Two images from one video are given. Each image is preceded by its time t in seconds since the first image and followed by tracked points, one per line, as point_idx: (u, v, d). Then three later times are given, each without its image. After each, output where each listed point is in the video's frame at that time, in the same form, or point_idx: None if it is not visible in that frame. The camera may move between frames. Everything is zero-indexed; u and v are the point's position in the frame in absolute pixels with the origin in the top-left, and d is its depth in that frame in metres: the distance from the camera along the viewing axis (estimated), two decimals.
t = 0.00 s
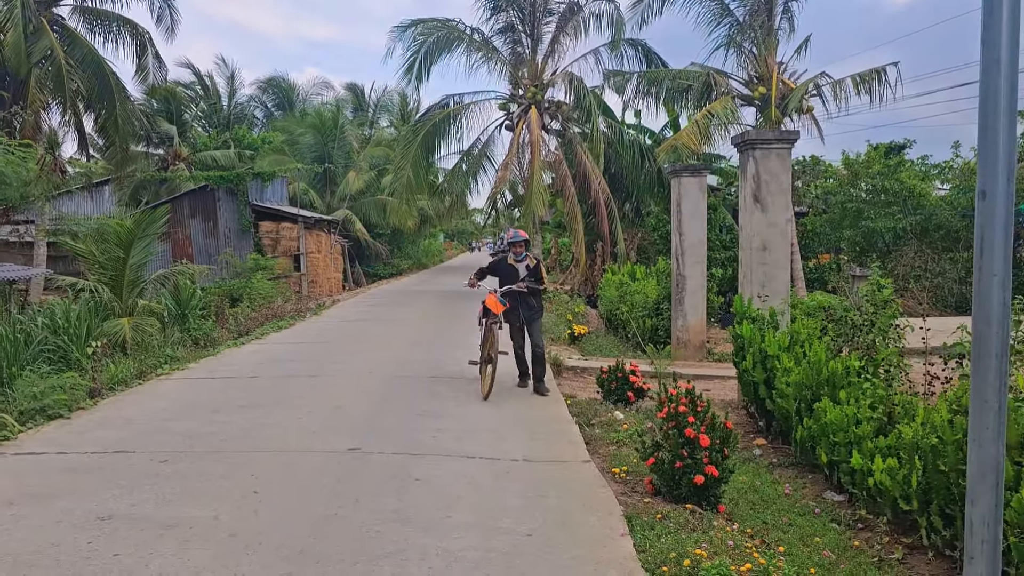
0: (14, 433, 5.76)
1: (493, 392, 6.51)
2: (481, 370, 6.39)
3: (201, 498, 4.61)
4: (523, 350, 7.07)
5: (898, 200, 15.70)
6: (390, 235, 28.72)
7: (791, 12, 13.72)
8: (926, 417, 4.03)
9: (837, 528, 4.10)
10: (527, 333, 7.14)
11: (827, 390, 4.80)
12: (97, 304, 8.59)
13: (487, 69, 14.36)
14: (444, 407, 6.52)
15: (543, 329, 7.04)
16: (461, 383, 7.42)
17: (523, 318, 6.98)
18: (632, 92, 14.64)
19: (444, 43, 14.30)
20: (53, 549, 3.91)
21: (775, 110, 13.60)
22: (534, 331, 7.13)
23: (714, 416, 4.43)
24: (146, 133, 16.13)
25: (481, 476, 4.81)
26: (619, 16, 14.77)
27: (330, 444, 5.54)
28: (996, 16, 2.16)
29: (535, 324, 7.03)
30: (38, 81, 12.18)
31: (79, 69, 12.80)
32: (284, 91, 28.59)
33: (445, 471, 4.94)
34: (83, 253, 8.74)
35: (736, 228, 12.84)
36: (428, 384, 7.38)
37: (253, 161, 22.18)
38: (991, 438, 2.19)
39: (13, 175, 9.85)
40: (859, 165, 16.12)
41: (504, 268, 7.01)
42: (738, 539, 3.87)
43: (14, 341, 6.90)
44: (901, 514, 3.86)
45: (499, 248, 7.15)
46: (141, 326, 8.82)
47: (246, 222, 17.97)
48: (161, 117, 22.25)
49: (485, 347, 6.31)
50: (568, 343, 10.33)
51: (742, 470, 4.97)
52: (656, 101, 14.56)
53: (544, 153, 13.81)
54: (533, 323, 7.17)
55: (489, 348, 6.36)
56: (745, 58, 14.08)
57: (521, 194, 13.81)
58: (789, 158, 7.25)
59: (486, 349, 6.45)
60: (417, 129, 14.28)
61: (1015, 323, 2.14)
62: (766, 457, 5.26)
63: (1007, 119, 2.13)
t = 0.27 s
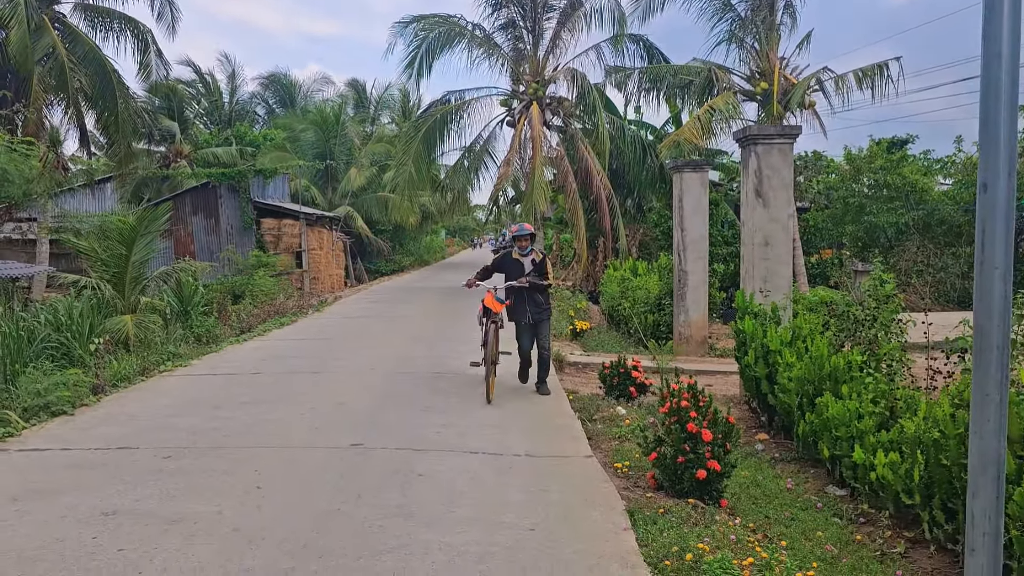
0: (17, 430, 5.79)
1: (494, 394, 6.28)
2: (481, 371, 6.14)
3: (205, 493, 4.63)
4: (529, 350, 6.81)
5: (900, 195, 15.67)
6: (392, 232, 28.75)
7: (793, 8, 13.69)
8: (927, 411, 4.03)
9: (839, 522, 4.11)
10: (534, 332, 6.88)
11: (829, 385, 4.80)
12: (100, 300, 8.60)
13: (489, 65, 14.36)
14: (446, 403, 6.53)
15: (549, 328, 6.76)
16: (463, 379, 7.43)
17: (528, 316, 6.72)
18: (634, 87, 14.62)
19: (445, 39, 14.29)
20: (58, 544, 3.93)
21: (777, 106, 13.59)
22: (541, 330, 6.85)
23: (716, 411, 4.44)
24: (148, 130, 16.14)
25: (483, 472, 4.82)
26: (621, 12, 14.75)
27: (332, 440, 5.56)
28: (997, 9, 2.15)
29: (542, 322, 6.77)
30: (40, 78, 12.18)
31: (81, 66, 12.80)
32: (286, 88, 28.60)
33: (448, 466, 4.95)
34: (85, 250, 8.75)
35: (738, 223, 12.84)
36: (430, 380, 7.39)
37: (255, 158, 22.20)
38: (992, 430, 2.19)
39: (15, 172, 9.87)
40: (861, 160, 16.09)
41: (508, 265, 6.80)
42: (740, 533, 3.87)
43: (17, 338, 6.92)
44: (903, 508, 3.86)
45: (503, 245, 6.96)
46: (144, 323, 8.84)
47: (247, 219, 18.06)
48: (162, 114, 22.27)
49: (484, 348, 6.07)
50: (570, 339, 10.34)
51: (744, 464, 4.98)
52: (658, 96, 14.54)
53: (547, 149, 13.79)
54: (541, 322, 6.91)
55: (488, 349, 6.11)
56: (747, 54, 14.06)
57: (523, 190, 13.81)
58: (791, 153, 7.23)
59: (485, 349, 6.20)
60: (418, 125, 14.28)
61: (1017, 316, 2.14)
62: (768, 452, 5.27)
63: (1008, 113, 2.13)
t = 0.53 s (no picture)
0: (22, 424, 5.83)
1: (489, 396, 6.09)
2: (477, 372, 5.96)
3: (208, 487, 4.66)
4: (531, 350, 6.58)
5: (904, 189, 15.62)
6: (395, 227, 28.75)
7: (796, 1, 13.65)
8: (930, 405, 4.03)
9: (841, 515, 4.11)
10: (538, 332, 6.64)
11: (831, 379, 4.80)
12: (103, 296, 8.63)
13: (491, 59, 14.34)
14: (449, 398, 6.53)
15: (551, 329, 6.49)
16: (466, 374, 7.44)
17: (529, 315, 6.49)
18: (637, 81, 14.59)
19: (447, 34, 14.27)
20: (63, 537, 3.96)
21: (779, 99, 13.57)
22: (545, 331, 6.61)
23: (718, 404, 4.44)
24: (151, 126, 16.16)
25: (485, 465, 4.83)
26: (623, 6, 14.71)
27: (335, 434, 5.58)
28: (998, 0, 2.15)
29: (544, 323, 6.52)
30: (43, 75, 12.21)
31: (83, 62, 12.81)
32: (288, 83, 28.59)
33: (450, 460, 4.96)
34: (89, 247, 8.77)
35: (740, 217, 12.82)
36: (433, 375, 7.40)
37: (258, 154, 22.21)
38: (993, 421, 2.19)
39: (19, 168, 9.90)
40: (864, 154, 16.04)
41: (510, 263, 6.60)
42: (742, 526, 3.88)
43: (21, 334, 6.96)
44: (905, 501, 3.86)
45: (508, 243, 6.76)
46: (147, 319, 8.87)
47: (250, 215, 18.04)
48: (165, 110, 22.29)
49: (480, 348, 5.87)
50: (573, 334, 10.35)
51: (746, 458, 4.98)
52: (660, 90, 14.51)
53: (549, 144, 13.75)
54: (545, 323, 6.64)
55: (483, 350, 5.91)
56: (750, 47, 14.02)
57: (525, 185, 13.80)
58: (794, 146, 7.21)
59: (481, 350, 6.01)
60: (420, 120, 14.27)
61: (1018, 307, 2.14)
62: (770, 445, 5.27)
63: (1009, 104, 2.13)
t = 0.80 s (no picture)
0: (25, 418, 5.85)
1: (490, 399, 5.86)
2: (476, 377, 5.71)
3: (212, 480, 4.67)
4: (532, 351, 6.35)
5: (907, 182, 15.56)
6: (397, 222, 28.74)
7: None
8: (933, 398, 4.03)
9: (844, 507, 4.11)
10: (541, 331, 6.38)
11: (834, 372, 4.80)
12: (106, 291, 8.64)
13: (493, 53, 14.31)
14: (451, 392, 6.52)
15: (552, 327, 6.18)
16: (468, 368, 7.44)
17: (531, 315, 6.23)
18: (639, 75, 14.54)
19: (449, 28, 14.24)
20: (67, 530, 3.98)
21: (782, 93, 13.55)
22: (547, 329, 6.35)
23: (720, 397, 4.44)
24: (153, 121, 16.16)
25: (488, 459, 4.84)
26: None
27: (338, 428, 5.58)
28: None
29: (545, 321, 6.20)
30: (45, 70, 12.20)
31: (86, 58, 12.80)
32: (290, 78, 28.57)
33: (453, 453, 4.96)
34: (91, 241, 8.78)
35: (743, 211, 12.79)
36: (435, 369, 7.39)
37: (260, 149, 22.21)
38: (995, 412, 2.19)
39: (21, 163, 9.92)
40: (867, 147, 15.98)
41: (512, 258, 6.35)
42: (744, 518, 3.89)
43: (24, 328, 6.97)
44: (908, 494, 3.86)
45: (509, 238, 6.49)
46: (150, 314, 8.88)
47: (253, 210, 18.04)
48: (167, 105, 22.30)
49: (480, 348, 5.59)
50: (575, 328, 10.35)
51: (748, 451, 4.98)
52: (663, 84, 14.47)
53: (551, 138, 13.71)
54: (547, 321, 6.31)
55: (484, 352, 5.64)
56: (752, 41, 13.97)
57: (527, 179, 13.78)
58: (796, 139, 7.19)
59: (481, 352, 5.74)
60: (422, 114, 14.25)
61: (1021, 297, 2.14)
62: (772, 438, 5.27)
63: (1012, 95, 2.12)
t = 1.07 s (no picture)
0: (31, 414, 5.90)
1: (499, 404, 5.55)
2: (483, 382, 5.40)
3: (218, 475, 4.69)
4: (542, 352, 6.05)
5: (913, 177, 15.50)
6: (401, 218, 28.74)
7: None
8: (938, 393, 4.02)
9: (849, 502, 4.11)
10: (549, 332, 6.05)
11: (839, 367, 4.79)
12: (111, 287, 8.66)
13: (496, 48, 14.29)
14: (456, 388, 6.50)
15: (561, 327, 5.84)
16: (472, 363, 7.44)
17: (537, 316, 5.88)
18: (644, 70, 14.50)
19: (453, 24, 14.22)
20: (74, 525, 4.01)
21: (787, 88, 13.54)
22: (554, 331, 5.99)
23: (725, 392, 4.43)
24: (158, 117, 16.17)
25: (493, 454, 4.83)
26: None
27: (343, 423, 5.60)
28: None
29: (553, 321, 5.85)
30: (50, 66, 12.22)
31: (90, 54, 12.80)
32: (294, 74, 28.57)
33: (458, 449, 4.96)
34: (96, 237, 8.79)
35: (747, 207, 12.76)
36: (439, 364, 7.40)
37: (264, 145, 22.22)
38: (1002, 407, 2.18)
39: (26, 160, 9.94)
40: (872, 142, 15.93)
41: (516, 256, 5.99)
42: (750, 513, 3.88)
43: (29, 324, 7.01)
44: (913, 489, 3.86)
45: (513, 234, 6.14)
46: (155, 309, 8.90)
47: (257, 206, 18.09)
48: (171, 102, 22.33)
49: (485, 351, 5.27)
50: (580, 323, 10.34)
51: (753, 446, 4.98)
52: (667, 79, 14.43)
53: (555, 133, 13.68)
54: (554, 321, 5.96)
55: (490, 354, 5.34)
56: (757, 36, 13.93)
57: (531, 175, 13.75)
58: (801, 134, 7.18)
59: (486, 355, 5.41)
60: (426, 110, 14.24)
61: None
62: (777, 434, 5.26)
63: (1021, 88, 2.11)
